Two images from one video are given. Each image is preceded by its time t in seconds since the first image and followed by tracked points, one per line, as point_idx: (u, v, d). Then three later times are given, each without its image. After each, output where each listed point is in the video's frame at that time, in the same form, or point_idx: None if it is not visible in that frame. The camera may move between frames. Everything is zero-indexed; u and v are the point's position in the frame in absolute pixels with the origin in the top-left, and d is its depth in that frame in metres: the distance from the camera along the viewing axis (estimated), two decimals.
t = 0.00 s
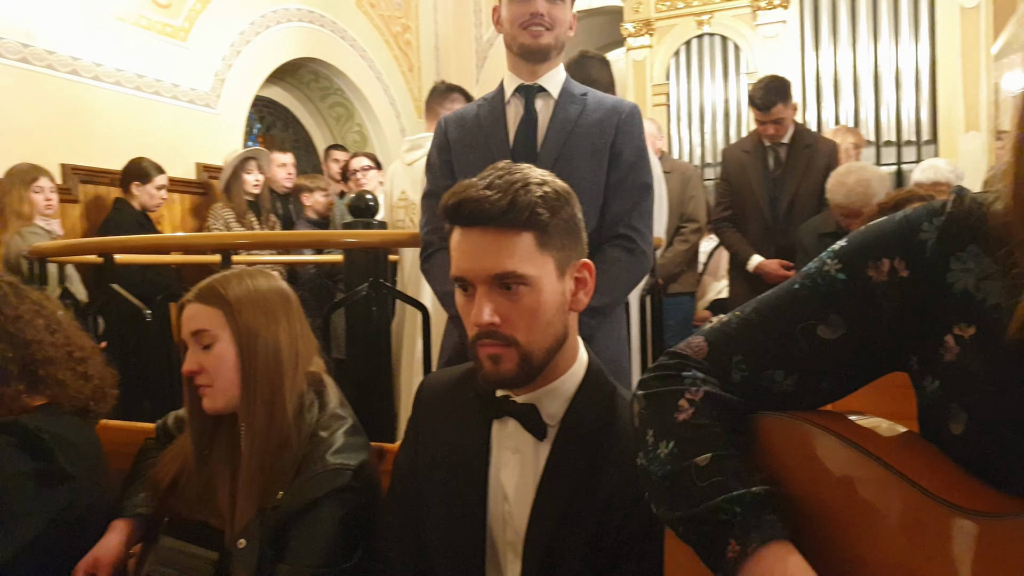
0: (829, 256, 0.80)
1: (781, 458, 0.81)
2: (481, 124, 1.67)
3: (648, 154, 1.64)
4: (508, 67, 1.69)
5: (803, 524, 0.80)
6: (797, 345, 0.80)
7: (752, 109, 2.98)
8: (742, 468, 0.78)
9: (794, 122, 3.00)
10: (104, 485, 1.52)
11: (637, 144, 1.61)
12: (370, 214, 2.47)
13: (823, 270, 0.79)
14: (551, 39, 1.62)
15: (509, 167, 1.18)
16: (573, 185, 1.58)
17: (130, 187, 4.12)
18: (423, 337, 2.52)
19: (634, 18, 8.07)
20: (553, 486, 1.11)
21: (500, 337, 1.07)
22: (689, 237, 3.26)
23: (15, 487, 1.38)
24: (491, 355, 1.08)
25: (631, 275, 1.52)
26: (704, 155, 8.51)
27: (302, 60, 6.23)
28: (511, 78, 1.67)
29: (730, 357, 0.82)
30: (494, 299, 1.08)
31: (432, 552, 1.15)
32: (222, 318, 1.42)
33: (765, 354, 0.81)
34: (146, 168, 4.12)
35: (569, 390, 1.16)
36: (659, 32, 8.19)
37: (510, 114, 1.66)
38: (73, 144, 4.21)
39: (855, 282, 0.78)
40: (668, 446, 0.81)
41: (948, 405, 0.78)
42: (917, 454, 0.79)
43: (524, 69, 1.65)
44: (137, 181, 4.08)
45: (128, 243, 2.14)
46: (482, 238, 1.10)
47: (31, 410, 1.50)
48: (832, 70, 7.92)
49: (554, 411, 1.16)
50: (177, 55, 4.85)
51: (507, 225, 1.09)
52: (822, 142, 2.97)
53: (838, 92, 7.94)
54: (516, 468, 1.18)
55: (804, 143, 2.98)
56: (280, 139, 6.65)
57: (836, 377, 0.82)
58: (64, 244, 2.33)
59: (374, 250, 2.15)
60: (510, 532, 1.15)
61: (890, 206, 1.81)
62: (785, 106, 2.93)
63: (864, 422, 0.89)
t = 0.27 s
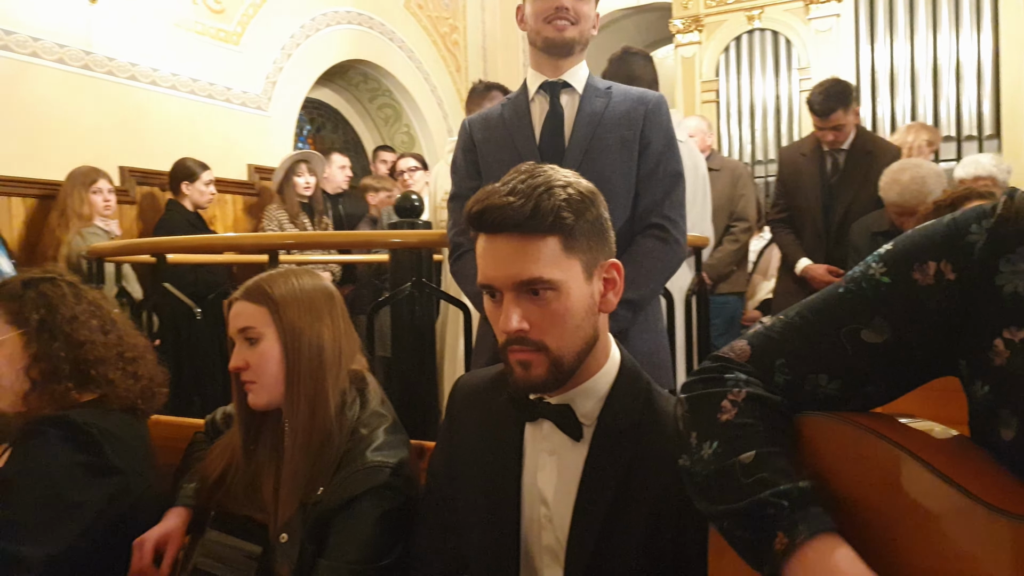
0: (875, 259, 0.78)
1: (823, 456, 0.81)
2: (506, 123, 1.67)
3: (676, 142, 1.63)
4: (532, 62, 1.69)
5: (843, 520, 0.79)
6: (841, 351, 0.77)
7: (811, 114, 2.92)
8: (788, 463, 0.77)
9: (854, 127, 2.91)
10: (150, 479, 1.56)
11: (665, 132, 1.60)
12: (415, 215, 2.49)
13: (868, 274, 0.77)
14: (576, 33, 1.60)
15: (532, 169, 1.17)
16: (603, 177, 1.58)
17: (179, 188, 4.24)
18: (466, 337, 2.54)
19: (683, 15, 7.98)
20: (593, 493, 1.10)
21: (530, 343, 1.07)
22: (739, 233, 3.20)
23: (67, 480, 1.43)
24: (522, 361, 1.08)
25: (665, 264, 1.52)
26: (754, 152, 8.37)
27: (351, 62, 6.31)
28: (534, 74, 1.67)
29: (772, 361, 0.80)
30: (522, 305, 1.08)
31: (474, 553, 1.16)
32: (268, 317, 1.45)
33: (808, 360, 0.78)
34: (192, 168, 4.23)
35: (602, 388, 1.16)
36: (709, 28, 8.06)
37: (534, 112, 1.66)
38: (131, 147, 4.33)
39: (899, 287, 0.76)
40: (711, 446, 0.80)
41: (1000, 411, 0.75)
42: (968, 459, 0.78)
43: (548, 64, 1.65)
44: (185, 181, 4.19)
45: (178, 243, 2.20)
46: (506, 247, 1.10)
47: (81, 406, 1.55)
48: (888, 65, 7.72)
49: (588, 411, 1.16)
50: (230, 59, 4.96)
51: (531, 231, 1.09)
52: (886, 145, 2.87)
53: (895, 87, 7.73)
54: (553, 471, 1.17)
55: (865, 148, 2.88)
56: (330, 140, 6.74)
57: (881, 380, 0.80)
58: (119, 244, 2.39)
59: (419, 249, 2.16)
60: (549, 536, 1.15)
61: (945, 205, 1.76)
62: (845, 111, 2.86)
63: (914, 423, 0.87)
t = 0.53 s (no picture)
0: (921, 259, 0.74)
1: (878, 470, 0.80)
2: (524, 124, 1.67)
3: (697, 133, 1.62)
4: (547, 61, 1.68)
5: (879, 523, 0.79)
6: (884, 353, 0.75)
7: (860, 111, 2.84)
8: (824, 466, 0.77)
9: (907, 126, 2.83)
10: (193, 474, 1.59)
11: (685, 124, 1.59)
12: (452, 214, 2.51)
13: (914, 274, 0.73)
14: (590, 29, 1.60)
15: (565, 170, 1.17)
16: (626, 173, 1.58)
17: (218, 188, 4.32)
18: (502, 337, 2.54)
19: (723, 11, 7.92)
20: (632, 496, 1.09)
21: (566, 343, 1.07)
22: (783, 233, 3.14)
23: (109, 477, 1.46)
24: (559, 361, 1.08)
25: (691, 258, 1.51)
26: (796, 150, 8.25)
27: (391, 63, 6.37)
28: (550, 75, 1.66)
29: (816, 359, 0.78)
30: (559, 305, 1.08)
31: (509, 555, 1.16)
32: (304, 317, 1.47)
33: (852, 359, 0.77)
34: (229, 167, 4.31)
35: (640, 387, 1.15)
36: (749, 23, 7.99)
37: (552, 111, 1.65)
38: (176, 148, 4.43)
39: (946, 288, 0.72)
40: (750, 446, 0.79)
41: None
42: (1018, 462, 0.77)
43: (562, 62, 1.64)
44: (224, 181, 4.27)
45: (218, 244, 2.24)
46: (541, 247, 1.10)
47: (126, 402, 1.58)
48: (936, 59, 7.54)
49: (627, 411, 1.15)
50: (271, 62, 5.04)
51: (566, 231, 1.09)
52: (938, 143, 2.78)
53: (942, 82, 7.55)
54: (589, 471, 1.17)
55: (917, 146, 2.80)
56: (370, 141, 6.82)
57: (928, 382, 0.77)
58: (162, 244, 2.44)
59: (455, 249, 2.17)
60: (585, 536, 1.14)
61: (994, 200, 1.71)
62: (897, 109, 2.77)
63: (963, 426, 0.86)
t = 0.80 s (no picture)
0: (964, 256, 0.73)
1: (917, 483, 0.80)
2: (546, 128, 1.66)
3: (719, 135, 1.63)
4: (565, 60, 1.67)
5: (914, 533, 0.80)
6: (922, 351, 0.74)
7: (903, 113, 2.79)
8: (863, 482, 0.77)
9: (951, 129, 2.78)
10: (228, 471, 1.63)
11: (708, 128, 1.59)
12: (485, 214, 2.52)
13: (956, 271, 0.72)
14: (607, 28, 1.58)
15: (603, 166, 1.17)
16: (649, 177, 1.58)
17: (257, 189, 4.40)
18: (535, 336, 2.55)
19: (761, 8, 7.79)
20: (659, 494, 1.09)
21: (600, 336, 1.07)
22: (822, 233, 3.10)
23: (147, 473, 1.50)
24: (591, 355, 1.08)
25: (714, 264, 1.52)
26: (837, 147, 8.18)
27: (427, 64, 6.41)
28: (570, 78, 1.66)
29: (852, 359, 0.77)
30: (593, 298, 1.08)
31: (538, 555, 1.17)
32: (339, 315, 1.49)
33: (890, 358, 0.75)
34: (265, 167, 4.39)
35: (669, 387, 1.14)
36: (788, 21, 7.99)
37: (573, 114, 1.65)
38: (216, 150, 4.51)
39: (989, 285, 0.71)
40: (785, 449, 0.79)
41: None
42: None
43: (580, 63, 1.63)
44: (263, 182, 4.35)
45: (254, 244, 2.28)
46: (577, 238, 1.10)
47: (165, 399, 1.62)
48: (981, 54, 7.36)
49: (655, 410, 1.14)
50: (309, 64, 5.11)
51: (604, 223, 1.09)
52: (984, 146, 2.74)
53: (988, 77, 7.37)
54: (618, 470, 1.16)
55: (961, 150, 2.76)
56: (406, 141, 6.87)
57: (968, 382, 0.75)
58: (201, 244, 2.49)
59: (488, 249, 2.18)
60: (614, 535, 1.15)
61: None
62: (943, 112, 2.73)
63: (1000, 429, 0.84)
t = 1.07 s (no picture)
0: (993, 255, 0.72)
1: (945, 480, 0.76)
2: (576, 128, 1.66)
3: (751, 136, 1.61)
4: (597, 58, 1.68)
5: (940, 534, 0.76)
6: (951, 351, 0.72)
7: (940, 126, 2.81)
8: (885, 477, 0.75)
9: (989, 143, 2.79)
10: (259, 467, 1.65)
11: (740, 129, 1.58)
12: (515, 213, 2.52)
13: (986, 271, 0.71)
14: (641, 28, 1.58)
15: (638, 163, 1.17)
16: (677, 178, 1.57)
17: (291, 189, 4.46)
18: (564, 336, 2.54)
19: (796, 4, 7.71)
20: (679, 490, 1.09)
21: (626, 331, 1.07)
22: (850, 233, 3.06)
23: (184, 465, 1.53)
24: (615, 349, 1.07)
25: (742, 267, 1.49)
26: (874, 144, 8.04)
27: (459, 64, 6.43)
28: (602, 78, 1.65)
29: (878, 360, 0.75)
30: (621, 292, 1.07)
31: (564, 553, 1.17)
32: (365, 314, 1.50)
33: (918, 360, 0.74)
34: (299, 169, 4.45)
35: (696, 390, 1.14)
36: (823, 18, 7.89)
37: (604, 112, 1.65)
38: (250, 151, 4.57)
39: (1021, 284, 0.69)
40: (806, 450, 0.77)
41: None
42: None
43: (612, 63, 1.63)
44: (297, 182, 4.42)
45: (285, 243, 2.31)
46: (608, 231, 1.10)
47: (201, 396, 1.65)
48: None
49: (680, 411, 1.14)
50: (342, 66, 5.16)
51: (637, 216, 1.09)
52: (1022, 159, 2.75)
53: None
54: (642, 468, 1.16)
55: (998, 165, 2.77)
56: (438, 141, 6.91)
57: (1002, 384, 0.73)
58: (234, 243, 2.53)
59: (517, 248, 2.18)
60: (636, 531, 1.14)
61: None
62: (981, 127, 2.74)
63: None
